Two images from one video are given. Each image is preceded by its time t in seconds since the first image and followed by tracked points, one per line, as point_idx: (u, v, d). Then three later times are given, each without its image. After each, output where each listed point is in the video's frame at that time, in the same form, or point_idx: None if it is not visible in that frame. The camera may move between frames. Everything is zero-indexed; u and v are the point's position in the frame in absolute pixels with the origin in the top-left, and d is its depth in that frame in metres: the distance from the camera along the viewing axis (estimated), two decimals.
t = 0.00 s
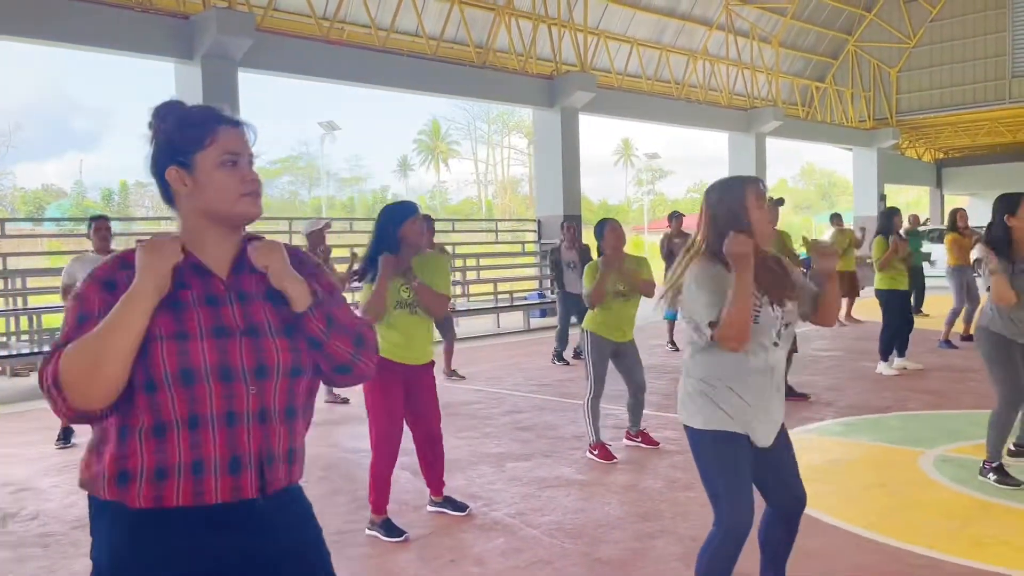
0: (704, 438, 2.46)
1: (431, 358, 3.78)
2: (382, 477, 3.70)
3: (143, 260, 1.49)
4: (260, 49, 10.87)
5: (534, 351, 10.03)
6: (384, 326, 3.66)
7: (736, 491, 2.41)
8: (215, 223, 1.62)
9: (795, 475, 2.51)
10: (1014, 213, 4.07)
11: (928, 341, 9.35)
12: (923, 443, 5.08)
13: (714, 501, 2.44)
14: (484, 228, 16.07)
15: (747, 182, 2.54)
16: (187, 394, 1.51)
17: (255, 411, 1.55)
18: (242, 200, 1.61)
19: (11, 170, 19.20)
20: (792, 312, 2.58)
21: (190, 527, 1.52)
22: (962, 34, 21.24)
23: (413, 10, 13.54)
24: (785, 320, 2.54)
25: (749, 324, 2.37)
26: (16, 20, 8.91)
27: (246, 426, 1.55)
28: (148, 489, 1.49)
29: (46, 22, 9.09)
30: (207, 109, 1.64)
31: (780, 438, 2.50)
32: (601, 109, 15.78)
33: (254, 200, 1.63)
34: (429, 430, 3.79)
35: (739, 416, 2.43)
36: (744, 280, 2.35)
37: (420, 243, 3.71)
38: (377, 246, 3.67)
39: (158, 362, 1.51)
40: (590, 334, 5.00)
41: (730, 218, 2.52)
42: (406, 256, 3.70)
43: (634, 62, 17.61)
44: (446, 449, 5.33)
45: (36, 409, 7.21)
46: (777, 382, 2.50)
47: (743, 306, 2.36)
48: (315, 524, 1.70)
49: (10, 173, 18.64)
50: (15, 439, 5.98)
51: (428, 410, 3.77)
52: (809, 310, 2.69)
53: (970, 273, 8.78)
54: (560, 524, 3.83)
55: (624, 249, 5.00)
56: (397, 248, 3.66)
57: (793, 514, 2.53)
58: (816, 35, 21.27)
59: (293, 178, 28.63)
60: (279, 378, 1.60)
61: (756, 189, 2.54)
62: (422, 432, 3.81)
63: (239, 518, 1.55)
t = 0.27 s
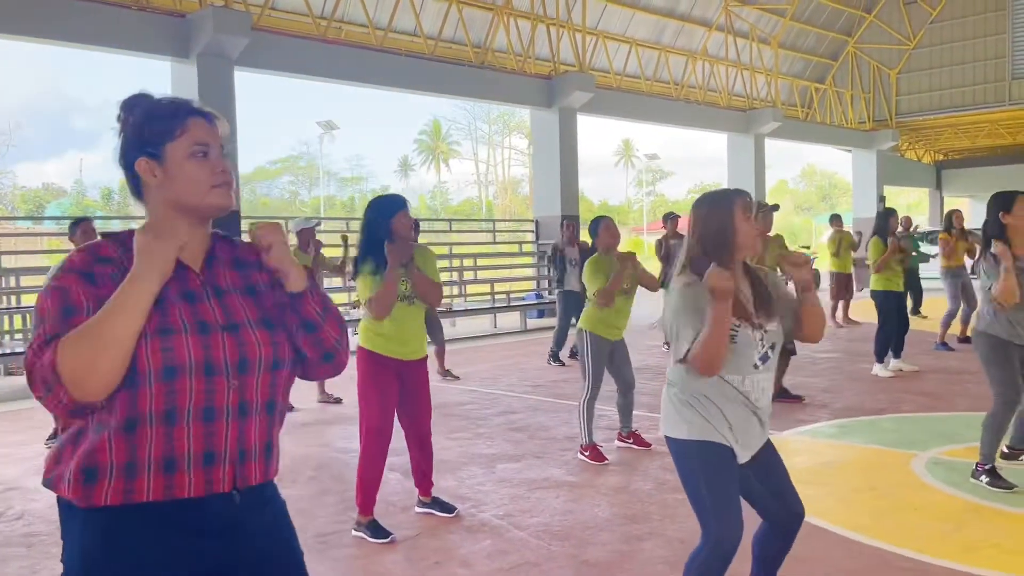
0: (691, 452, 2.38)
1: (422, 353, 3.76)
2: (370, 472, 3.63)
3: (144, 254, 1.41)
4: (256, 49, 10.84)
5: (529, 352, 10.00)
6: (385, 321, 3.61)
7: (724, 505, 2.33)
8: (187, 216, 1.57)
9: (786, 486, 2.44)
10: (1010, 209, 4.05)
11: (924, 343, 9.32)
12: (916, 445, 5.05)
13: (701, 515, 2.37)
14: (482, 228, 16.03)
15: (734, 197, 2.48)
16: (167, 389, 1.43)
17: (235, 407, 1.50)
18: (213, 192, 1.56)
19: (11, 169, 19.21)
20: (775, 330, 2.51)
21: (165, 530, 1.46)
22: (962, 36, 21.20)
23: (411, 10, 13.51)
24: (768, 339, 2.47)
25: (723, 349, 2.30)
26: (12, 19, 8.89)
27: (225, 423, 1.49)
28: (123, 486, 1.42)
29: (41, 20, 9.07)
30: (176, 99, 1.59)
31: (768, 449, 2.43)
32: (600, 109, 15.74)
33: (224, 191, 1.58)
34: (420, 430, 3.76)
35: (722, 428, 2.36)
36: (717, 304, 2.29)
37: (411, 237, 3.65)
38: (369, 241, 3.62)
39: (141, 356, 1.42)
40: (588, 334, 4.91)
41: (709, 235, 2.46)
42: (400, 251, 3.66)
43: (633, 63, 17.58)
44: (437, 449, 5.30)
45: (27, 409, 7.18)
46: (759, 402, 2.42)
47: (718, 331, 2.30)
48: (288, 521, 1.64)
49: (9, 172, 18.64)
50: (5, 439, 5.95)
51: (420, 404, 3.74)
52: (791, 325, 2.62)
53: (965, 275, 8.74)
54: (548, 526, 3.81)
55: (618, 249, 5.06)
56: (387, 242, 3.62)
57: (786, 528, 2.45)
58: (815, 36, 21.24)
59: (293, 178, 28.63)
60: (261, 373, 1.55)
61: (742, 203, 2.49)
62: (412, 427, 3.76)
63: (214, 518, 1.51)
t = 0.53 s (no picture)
0: (678, 449, 2.34)
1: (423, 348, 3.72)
2: (367, 478, 3.58)
3: (213, 239, 1.37)
4: (252, 48, 10.81)
5: (525, 353, 9.96)
6: (401, 317, 3.60)
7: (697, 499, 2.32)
8: (169, 209, 1.56)
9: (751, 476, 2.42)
10: (1008, 211, 4.03)
11: (921, 345, 9.29)
12: (910, 447, 5.01)
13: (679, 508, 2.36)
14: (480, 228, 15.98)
15: (721, 172, 2.47)
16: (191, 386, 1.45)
17: (244, 397, 1.54)
18: (194, 186, 1.56)
19: (11, 169, 19.19)
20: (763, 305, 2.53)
21: (213, 519, 1.50)
22: (962, 37, 21.17)
23: (409, 10, 13.47)
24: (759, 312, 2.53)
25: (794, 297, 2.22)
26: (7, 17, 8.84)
27: (239, 412, 1.53)
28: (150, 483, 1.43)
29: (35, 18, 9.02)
30: (143, 91, 1.55)
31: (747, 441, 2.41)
32: (598, 109, 15.70)
33: (202, 185, 1.58)
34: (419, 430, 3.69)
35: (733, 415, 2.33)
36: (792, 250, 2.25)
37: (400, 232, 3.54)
38: (360, 240, 3.46)
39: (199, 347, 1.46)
40: (586, 339, 4.88)
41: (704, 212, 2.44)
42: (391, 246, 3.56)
43: (632, 63, 17.55)
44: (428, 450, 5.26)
45: (20, 408, 7.15)
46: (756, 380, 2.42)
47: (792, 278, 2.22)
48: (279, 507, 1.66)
49: (8, 171, 18.60)
50: None
51: (421, 409, 3.69)
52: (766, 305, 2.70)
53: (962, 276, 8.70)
54: (536, 527, 3.77)
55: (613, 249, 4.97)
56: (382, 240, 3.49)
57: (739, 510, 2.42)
58: (815, 37, 21.19)
59: (293, 178, 28.60)
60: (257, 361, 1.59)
61: (729, 179, 2.47)
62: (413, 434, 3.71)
63: (228, 507, 1.52)
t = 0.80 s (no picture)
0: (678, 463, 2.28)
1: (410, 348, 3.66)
2: (354, 482, 3.54)
3: (168, 248, 1.37)
4: (247, 48, 10.75)
5: (521, 354, 9.91)
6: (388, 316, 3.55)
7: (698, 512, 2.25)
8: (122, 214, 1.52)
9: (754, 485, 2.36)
10: (1000, 217, 4.05)
11: (919, 348, 9.23)
12: (905, 452, 4.96)
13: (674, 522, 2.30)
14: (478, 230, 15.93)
15: (700, 185, 2.41)
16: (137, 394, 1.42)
17: (201, 404, 1.53)
18: (147, 187, 1.52)
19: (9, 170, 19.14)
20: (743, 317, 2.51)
21: (170, 528, 1.49)
22: (962, 39, 21.11)
23: (406, 10, 13.42)
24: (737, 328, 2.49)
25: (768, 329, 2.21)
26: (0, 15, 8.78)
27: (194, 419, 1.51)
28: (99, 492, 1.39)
29: (29, 15, 8.96)
30: (94, 88, 1.50)
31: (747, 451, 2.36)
32: (597, 111, 15.65)
33: (155, 187, 1.53)
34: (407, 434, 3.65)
35: (727, 427, 2.28)
36: (779, 295, 2.21)
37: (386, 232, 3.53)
38: (351, 238, 3.49)
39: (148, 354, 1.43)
40: (575, 347, 4.84)
41: (680, 228, 2.40)
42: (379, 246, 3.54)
43: (631, 65, 17.49)
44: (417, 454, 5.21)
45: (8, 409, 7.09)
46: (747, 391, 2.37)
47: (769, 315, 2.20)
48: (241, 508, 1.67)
49: (8, 171, 18.58)
50: None
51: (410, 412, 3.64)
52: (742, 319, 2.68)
53: (961, 280, 8.65)
54: (524, 533, 3.72)
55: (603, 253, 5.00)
56: (368, 241, 3.50)
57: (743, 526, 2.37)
58: (815, 39, 21.13)
59: (294, 178, 28.57)
60: (211, 369, 1.57)
61: (708, 191, 2.41)
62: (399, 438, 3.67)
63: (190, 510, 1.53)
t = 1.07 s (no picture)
0: (641, 449, 2.29)
1: (392, 354, 3.64)
2: (333, 485, 3.51)
3: None
4: (243, 48, 10.71)
5: (517, 356, 9.87)
6: (358, 318, 3.53)
7: (670, 506, 2.25)
8: (78, 214, 1.49)
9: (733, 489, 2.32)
10: (993, 214, 3.94)
11: (916, 350, 9.20)
12: (900, 455, 4.93)
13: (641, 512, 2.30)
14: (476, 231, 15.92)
15: (680, 170, 2.35)
16: (48, 395, 1.37)
17: (109, 415, 1.42)
18: (101, 190, 1.49)
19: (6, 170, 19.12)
20: (736, 302, 2.36)
21: (50, 556, 1.39)
22: (962, 41, 21.08)
23: (404, 11, 13.37)
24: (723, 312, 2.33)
25: (681, 309, 2.17)
26: None
27: (117, 429, 1.43)
28: (63, 499, 1.38)
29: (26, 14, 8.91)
30: (59, 83, 1.49)
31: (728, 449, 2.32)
32: (595, 112, 15.62)
33: (113, 189, 1.50)
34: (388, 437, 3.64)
35: (681, 416, 2.26)
36: (689, 262, 2.13)
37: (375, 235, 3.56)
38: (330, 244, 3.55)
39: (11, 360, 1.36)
40: (562, 341, 4.82)
41: (657, 214, 2.38)
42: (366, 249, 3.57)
43: (629, 65, 17.45)
44: (409, 456, 5.16)
45: None
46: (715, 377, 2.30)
47: (679, 288, 2.15)
48: (189, 525, 1.61)
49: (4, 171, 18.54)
50: None
51: (389, 412, 3.62)
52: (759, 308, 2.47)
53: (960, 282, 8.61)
54: (513, 536, 3.69)
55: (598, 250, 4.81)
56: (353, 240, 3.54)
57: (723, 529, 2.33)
58: (814, 41, 21.09)
59: (293, 179, 28.53)
60: (154, 374, 1.49)
61: (690, 175, 2.34)
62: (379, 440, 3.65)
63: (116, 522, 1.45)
